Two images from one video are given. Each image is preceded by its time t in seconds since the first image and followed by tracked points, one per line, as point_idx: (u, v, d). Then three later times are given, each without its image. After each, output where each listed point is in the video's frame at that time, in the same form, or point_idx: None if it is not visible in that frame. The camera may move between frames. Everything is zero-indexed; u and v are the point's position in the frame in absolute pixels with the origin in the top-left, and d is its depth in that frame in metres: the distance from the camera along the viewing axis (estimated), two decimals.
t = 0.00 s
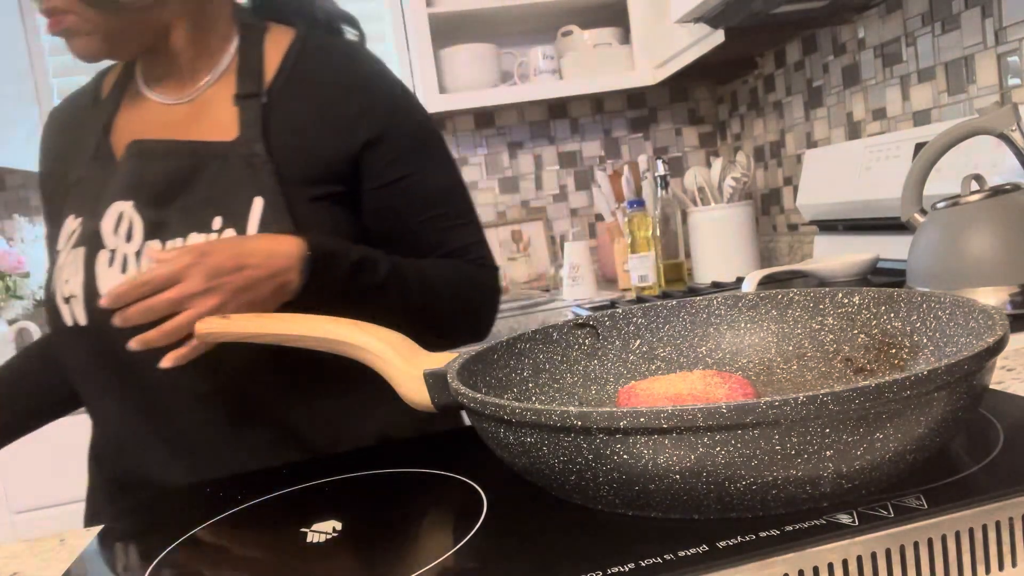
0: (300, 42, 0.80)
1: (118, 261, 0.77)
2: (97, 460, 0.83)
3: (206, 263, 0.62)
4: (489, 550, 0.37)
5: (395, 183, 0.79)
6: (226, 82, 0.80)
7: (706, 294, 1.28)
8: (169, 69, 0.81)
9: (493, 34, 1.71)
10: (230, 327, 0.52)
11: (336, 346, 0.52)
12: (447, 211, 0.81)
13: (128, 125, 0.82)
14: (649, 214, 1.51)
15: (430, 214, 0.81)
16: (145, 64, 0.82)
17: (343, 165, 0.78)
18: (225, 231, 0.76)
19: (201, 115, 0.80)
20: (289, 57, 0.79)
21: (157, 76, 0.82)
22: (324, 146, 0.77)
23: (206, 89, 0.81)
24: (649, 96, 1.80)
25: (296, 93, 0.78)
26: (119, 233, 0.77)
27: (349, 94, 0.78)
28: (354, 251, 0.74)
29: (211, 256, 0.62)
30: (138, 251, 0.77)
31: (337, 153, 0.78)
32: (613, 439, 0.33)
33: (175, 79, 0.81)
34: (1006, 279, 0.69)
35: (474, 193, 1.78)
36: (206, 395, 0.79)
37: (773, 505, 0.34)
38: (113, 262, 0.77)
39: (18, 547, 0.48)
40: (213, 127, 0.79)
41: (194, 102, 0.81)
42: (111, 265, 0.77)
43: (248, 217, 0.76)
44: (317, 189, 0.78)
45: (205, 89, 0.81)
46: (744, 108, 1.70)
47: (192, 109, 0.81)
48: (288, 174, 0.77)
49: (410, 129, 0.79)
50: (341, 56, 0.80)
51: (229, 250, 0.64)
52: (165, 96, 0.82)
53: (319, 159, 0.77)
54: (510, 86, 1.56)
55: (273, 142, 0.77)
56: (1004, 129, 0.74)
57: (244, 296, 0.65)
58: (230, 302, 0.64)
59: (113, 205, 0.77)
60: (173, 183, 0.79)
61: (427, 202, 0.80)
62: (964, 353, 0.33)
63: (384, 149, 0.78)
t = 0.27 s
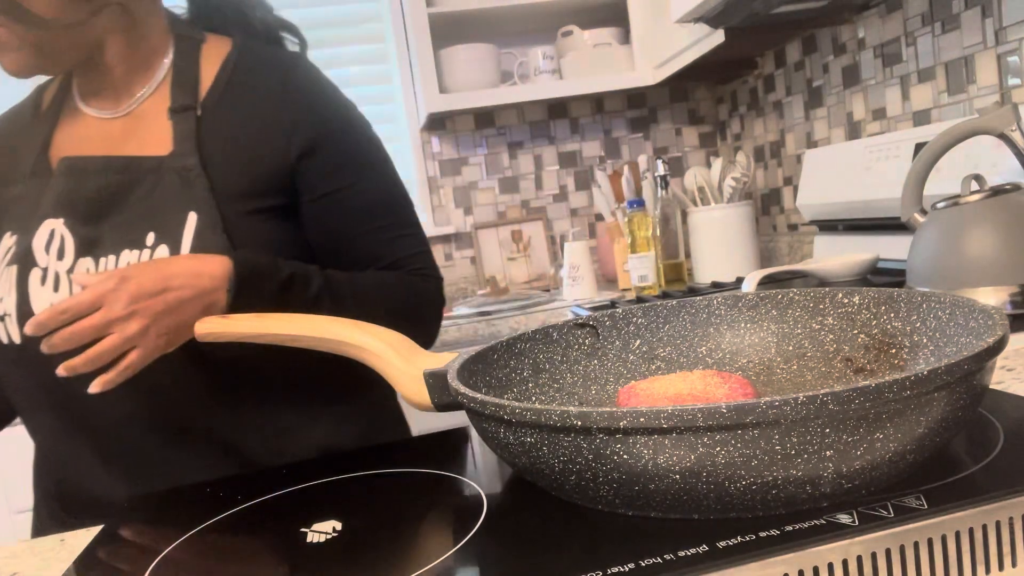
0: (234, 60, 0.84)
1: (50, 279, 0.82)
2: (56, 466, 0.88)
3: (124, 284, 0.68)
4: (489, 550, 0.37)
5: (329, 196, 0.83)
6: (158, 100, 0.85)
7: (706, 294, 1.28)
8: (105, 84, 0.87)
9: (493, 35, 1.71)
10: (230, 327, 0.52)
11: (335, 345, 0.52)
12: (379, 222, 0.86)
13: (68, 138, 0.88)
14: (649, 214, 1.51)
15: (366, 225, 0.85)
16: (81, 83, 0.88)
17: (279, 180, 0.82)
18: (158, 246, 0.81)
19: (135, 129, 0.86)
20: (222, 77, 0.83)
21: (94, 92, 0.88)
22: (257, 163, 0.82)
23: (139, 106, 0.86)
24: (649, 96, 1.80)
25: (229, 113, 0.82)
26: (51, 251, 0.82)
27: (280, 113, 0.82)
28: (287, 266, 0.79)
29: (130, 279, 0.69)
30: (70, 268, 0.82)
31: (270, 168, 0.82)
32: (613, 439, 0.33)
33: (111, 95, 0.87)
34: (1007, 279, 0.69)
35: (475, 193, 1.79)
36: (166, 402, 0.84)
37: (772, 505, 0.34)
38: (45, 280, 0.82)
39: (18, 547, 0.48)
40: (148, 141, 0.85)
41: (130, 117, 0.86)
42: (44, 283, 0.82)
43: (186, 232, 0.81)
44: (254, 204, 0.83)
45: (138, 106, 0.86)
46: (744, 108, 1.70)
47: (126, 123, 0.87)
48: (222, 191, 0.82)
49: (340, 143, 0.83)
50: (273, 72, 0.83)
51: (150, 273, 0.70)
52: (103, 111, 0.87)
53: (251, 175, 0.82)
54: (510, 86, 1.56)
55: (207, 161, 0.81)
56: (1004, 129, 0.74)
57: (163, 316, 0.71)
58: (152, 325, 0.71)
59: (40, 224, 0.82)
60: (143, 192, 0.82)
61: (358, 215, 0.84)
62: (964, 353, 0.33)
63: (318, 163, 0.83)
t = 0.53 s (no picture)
0: (203, 66, 0.85)
1: (17, 287, 0.83)
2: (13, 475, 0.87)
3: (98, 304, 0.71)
4: (490, 550, 0.37)
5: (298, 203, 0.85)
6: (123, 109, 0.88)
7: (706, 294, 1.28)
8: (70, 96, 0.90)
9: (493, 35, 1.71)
10: (230, 327, 0.52)
11: (335, 346, 0.52)
12: (349, 228, 0.87)
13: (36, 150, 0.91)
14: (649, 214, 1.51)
15: (335, 231, 0.87)
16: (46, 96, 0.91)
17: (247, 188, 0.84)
18: (127, 255, 0.84)
19: (101, 138, 0.89)
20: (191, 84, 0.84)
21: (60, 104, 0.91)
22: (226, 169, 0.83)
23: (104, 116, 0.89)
24: (649, 96, 1.80)
25: (198, 120, 0.83)
26: (18, 259, 0.83)
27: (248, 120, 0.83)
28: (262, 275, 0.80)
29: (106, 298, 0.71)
30: (37, 276, 0.83)
31: (238, 174, 0.83)
32: (613, 439, 0.33)
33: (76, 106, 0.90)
34: (1006, 280, 0.69)
35: (474, 192, 1.79)
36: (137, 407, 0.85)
37: (772, 505, 0.34)
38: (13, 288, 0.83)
39: (18, 547, 0.48)
40: (115, 147, 0.88)
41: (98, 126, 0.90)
42: (11, 291, 0.83)
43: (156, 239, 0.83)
44: (221, 211, 0.84)
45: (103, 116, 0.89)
46: (744, 108, 1.70)
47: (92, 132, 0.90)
48: (194, 197, 0.83)
49: (308, 150, 0.84)
50: (241, 79, 0.85)
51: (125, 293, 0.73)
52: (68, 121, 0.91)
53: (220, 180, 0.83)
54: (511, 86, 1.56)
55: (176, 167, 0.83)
56: (1004, 129, 0.74)
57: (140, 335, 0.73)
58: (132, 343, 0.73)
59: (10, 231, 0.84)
60: (125, 195, 0.83)
61: (327, 222, 0.86)
62: (964, 353, 0.33)
63: (288, 170, 0.84)
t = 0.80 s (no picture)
0: (190, 70, 0.86)
1: None
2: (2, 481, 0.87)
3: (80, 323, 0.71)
4: (490, 550, 0.37)
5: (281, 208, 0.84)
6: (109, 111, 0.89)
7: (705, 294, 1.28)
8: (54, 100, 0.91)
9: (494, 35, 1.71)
10: (232, 326, 0.52)
11: (335, 345, 0.52)
12: (333, 233, 0.86)
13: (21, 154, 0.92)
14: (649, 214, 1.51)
15: (318, 237, 0.86)
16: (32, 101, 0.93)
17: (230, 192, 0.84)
18: (108, 260, 0.83)
19: (84, 142, 0.90)
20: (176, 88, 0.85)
21: (44, 109, 0.92)
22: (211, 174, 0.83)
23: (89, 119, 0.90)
24: (649, 96, 1.80)
25: (181, 126, 0.84)
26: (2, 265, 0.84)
27: (232, 125, 0.83)
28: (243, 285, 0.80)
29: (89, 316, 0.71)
30: (17, 281, 0.83)
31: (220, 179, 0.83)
32: (613, 439, 0.33)
33: (60, 111, 0.91)
34: (1007, 280, 0.69)
35: (475, 192, 1.79)
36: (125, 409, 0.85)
37: (773, 505, 0.34)
38: None
39: (19, 547, 0.48)
40: (99, 150, 0.88)
41: (81, 129, 0.90)
42: None
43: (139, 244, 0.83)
44: (207, 216, 0.84)
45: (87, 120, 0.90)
46: (744, 108, 1.70)
47: (74, 136, 0.90)
48: (180, 200, 0.84)
49: (290, 155, 0.84)
50: (227, 84, 0.85)
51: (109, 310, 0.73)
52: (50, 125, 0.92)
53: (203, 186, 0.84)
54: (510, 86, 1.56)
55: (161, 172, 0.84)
56: (1003, 129, 0.74)
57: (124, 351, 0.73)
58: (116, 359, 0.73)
59: None
60: (118, 196, 0.83)
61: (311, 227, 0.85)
62: (964, 353, 0.33)
63: (272, 174, 0.84)
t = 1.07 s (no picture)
0: (187, 71, 0.86)
1: None
2: None
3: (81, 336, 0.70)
4: (490, 550, 0.37)
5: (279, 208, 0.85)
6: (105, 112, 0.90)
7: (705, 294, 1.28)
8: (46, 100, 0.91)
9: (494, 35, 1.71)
10: (232, 327, 0.52)
11: (335, 346, 0.52)
12: (329, 234, 0.87)
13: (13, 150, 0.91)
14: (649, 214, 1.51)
15: (315, 237, 0.86)
16: (22, 99, 0.92)
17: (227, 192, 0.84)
18: (106, 261, 0.83)
19: (79, 143, 0.90)
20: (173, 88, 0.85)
21: (35, 108, 0.91)
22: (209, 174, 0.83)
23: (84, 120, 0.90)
24: (649, 96, 1.80)
25: (177, 126, 0.84)
26: None
27: (230, 124, 0.83)
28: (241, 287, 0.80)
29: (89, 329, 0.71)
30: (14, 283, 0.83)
31: (216, 180, 0.83)
32: (613, 439, 0.33)
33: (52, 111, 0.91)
34: (1007, 280, 0.69)
35: (475, 193, 1.79)
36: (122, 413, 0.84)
37: (772, 505, 0.34)
38: None
39: (18, 547, 0.48)
40: (95, 152, 0.88)
41: (77, 130, 0.90)
42: None
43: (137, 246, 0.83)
44: (205, 216, 0.84)
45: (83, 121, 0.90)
46: (744, 108, 1.70)
47: (70, 137, 0.90)
48: (177, 202, 0.83)
49: (288, 155, 0.84)
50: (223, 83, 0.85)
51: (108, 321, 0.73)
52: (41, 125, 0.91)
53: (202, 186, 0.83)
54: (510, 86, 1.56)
55: (158, 172, 0.84)
56: (1003, 129, 0.74)
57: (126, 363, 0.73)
58: (121, 370, 0.73)
59: None
60: (118, 196, 0.83)
61: (307, 228, 0.85)
62: (964, 353, 0.33)
63: (269, 173, 0.84)
